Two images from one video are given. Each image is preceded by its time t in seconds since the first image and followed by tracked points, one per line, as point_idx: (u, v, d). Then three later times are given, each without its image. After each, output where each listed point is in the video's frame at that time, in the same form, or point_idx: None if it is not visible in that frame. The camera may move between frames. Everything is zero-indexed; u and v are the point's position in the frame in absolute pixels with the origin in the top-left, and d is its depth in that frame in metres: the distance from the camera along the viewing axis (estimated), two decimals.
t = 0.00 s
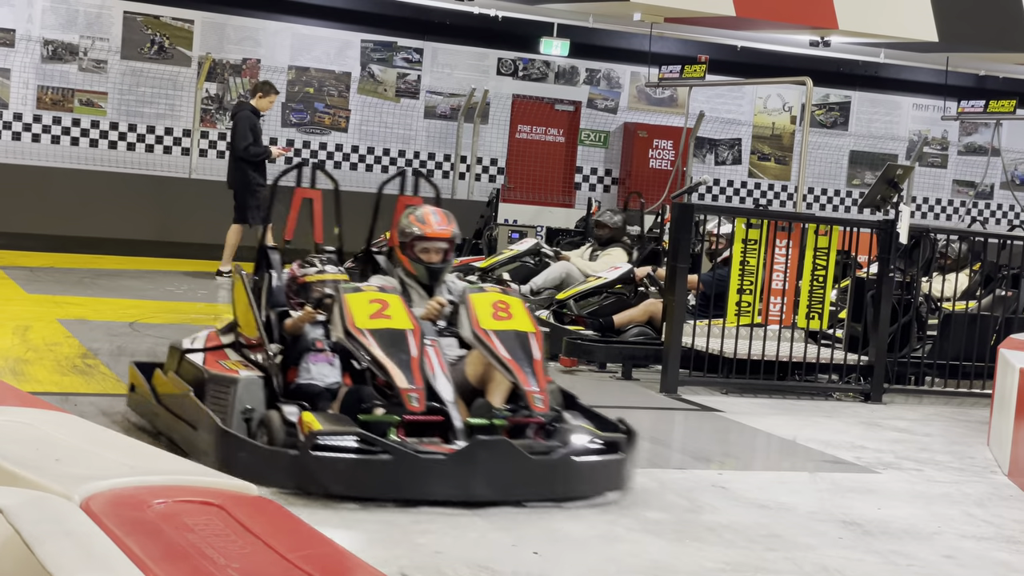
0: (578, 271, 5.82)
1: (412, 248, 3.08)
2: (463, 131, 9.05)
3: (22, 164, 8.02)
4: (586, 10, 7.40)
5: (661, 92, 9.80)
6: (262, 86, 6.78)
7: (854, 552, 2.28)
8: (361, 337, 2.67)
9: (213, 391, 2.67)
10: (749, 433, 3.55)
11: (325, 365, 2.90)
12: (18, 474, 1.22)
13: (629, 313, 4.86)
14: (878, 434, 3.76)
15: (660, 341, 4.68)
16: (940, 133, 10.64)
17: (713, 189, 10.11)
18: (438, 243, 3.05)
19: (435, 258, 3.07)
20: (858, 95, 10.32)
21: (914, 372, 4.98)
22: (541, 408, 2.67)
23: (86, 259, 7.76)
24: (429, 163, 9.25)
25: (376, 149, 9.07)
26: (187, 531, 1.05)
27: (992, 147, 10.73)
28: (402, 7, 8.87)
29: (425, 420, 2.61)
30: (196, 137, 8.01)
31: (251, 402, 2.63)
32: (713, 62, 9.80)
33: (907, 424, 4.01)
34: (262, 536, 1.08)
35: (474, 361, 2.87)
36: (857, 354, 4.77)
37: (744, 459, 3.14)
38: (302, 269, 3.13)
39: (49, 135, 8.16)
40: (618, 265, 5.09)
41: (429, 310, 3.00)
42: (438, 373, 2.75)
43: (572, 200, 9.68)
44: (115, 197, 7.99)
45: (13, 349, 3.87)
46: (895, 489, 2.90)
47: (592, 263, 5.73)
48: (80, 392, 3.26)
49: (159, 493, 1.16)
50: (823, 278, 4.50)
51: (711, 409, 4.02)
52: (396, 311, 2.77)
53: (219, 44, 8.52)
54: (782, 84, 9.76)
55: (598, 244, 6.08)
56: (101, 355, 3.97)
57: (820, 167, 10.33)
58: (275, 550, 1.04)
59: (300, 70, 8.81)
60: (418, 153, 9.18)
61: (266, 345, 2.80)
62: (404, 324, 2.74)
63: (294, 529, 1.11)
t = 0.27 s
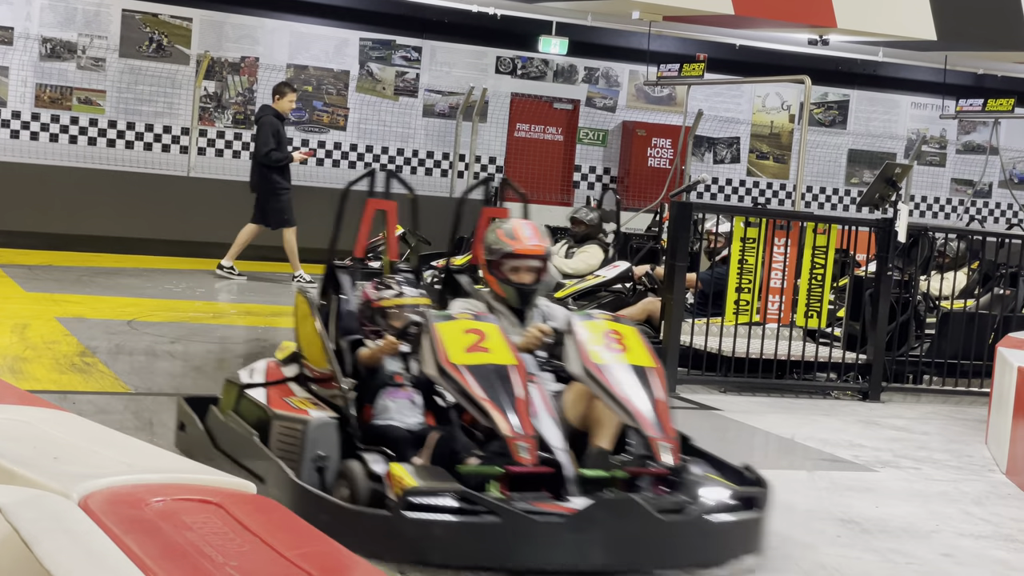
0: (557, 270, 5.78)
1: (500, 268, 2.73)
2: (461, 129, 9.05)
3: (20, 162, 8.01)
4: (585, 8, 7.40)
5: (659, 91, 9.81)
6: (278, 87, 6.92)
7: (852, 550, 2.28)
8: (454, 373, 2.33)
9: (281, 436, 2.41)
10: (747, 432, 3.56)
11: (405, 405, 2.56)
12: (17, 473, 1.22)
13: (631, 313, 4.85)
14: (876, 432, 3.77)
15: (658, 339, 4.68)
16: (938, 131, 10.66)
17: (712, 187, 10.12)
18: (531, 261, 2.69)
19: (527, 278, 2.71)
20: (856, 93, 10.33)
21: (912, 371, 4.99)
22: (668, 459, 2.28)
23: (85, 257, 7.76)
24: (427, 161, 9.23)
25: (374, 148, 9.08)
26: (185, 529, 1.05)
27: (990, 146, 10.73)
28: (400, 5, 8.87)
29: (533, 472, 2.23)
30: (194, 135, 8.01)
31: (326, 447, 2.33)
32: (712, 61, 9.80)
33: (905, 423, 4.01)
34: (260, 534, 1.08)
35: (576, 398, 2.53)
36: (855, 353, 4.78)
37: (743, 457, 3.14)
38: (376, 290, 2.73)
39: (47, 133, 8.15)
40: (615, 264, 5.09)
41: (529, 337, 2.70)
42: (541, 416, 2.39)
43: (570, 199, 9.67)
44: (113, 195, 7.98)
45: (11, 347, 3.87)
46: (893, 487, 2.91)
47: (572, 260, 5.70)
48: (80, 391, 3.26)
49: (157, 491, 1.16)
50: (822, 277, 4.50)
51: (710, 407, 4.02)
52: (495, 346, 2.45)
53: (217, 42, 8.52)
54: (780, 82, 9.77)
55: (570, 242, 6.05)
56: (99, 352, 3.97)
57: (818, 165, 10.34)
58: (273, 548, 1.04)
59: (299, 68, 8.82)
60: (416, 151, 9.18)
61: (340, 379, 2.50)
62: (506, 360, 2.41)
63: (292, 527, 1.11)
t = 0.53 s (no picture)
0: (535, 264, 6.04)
1: (641, 296, 2.18)
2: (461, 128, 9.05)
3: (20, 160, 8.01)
4: (585, 6, 7.40)
5: (659, 90, 9.81)
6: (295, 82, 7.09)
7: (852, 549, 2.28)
8: (622, 436, 1.87)
9: (398, 505, 2.00)
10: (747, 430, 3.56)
11: (539, 463, 2.09)
12: (17, 471, 1.22)
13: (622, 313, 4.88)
14: (876, 430, 3.77)
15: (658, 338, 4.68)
16: (938, 130, 10.66)
17: (712, 186, 10.12)
18: (678, 285, 2.14)
19: (675, 307, 2.16)
20: (856, 92, 10.33)
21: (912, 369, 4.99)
22: (892, 544, 1.83)
23: (85, 255, 7.76)
24: (427, 159, 9.20)
25: (374, 146, 9.05)
26: (185, 527, 1.05)
27: (990, 144, 10.73)
28: (401, 3, 8.88)
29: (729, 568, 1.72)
30: (194, 133, 8.02)
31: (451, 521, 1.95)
32: (712, 60, 9.80)
33: (905, 421, 4.01)
34: (260, 533, 1.08)
35: (743, 450, 2.01)
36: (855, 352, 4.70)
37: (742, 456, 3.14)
38: (501, 325, 2.32)
39: (47, 132, 8.15)
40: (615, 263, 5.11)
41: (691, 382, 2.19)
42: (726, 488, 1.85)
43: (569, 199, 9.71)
44: (113, 193, 7.98)
45: (11, 346, 3.88)
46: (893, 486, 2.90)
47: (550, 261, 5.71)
48: (80, 388, 3.26)
49: (158, 489, 1.16)
50: (822, 276, 4.49)
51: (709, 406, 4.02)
52: (665, 399, 1.96)
53: (217, 40, 8.53)
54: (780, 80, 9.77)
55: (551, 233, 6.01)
56: (99, 351, 3.97)
57: (818, 164, 10.32)
58: (274, 547, 1.04)
59: (299, 66, 8.81)
60: (417, 149, 9.14)
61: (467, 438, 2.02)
62: (681, 420, 1.92)
63: (292, 525, 1.11)
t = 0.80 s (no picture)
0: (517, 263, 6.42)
1: (890, 348, 1.57)
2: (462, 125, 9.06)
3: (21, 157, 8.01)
4: (586, 3, 7.40)
5: (660, 87, 9.82)
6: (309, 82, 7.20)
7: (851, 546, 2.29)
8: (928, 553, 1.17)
9: None
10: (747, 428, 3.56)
11: None
12: (17, 468, 1.22)
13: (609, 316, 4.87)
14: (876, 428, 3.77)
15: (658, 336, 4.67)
16: (940, 127, 10.63)
17: (712, 183, 10.13)
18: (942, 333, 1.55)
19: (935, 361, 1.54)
20: (857, 89, 10.32)
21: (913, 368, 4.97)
22: None
23: (87, 253, 7.76)
24: (428, 156, 9.18)
25: (375, 143, 9.04)
26: (187, 524, 1.05)
27: (991, 142, 10.72)
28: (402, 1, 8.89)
29: None
30: (195, 130, 8.02)
31: None
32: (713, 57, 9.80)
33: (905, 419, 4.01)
34: (261, 530, 1.08)
35: None
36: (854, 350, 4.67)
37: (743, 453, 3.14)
38: (712, 385, 1.71)
39: (49, 129, 8.15)
40: (616, 261, 5.07)
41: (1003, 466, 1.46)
42: None
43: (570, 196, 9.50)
44: (114, 191, 7.99)
45: (12, 343, 3.88)
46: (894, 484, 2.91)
47: (535, 256, 6.25)
48: (81, 386, 3.27)
49: (159, 487, 1.16)
50: (822, 274, 4.55)
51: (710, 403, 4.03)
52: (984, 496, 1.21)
53: (218, 38, 8.53)
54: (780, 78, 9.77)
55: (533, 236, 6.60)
56: (100, 348, 3.98)
57: (819, 162, 10.29)
58: (275, 544, 1.04)
59: (299, 64, 8.81)
60: (417, 147, 9.12)
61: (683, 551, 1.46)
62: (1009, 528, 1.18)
63: (293, 523, 1.12)
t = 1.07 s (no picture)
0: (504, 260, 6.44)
1: None
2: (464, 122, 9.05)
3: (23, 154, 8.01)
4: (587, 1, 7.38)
5: (661, 84, 9.82)
6: (318, 80, 7.20)
7: (855, 543, 2.29)
8: None
9: None
10: (749, 425, 3.56)
11: None
12: (19, 464, 1.22)
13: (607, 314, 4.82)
14: (879, 425, 3.77)
15: (661, 333, 4.68)
16: (942, 124, 10.63)
17: (714, 181, 10.13)
18: None
19: None
20: (859, 87, 10.30)
21: (915, 364, 4.98)
22: None
23: (89, 249, 7.77)
24: (430, 154, 9.22)
25: (377, 141, 9.06)
26: (188, 521, 1.05)
27: (993, 139, 10.72)
28: None
29: None
30: (197, 128, 8.03)
31: None
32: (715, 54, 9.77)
33: (907, 416, 4.01)
34: (263, 527, 1.08)
35: None
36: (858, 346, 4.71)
37: (745, 451, 3.15)
38: None
39: (51, 126, 8.15)
40: (618, 257, 5.08)
41: None
42: None
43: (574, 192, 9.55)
44: (116, 188, 7.99)
45: (14, 340, 3.89)
46: (896, 481, 2.91)
47: (522, 251, 6.46)
48: (82, 382, 3.27)
49: (161, 483, 1.16)
50: (825, 272, 4.51)
51: (712, 400, 4.03)
52: None
53: (220, 35, 8.53)
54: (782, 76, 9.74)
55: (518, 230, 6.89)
56: (102, 345, 3.98)
57: (820, 159, 10.32)
58: (276, 541, 1.04)
59: (301, 61, 8.81)
60: (419, 144, 9.15)
61: None
62: None
63: (296, 520, 1.12)
